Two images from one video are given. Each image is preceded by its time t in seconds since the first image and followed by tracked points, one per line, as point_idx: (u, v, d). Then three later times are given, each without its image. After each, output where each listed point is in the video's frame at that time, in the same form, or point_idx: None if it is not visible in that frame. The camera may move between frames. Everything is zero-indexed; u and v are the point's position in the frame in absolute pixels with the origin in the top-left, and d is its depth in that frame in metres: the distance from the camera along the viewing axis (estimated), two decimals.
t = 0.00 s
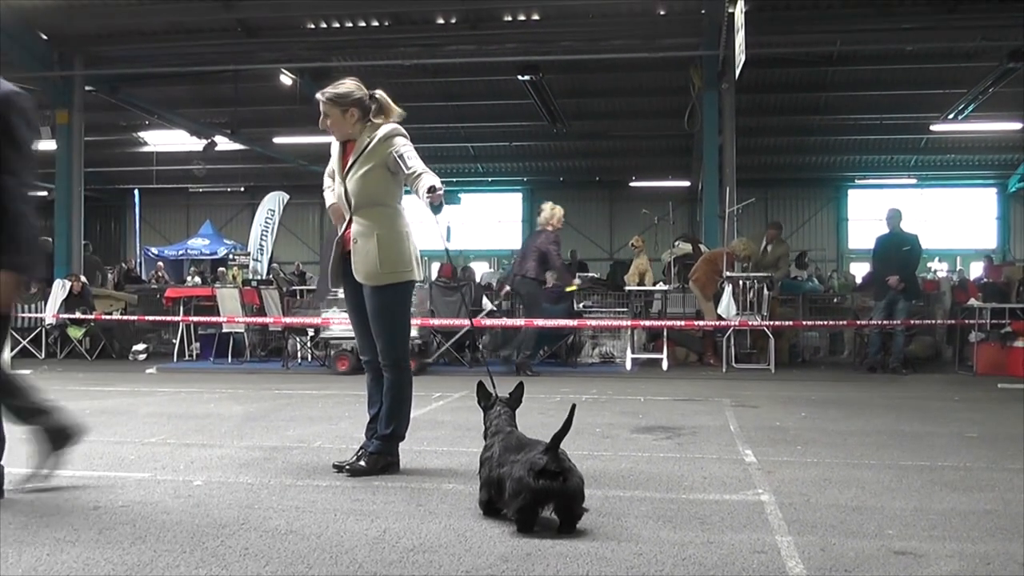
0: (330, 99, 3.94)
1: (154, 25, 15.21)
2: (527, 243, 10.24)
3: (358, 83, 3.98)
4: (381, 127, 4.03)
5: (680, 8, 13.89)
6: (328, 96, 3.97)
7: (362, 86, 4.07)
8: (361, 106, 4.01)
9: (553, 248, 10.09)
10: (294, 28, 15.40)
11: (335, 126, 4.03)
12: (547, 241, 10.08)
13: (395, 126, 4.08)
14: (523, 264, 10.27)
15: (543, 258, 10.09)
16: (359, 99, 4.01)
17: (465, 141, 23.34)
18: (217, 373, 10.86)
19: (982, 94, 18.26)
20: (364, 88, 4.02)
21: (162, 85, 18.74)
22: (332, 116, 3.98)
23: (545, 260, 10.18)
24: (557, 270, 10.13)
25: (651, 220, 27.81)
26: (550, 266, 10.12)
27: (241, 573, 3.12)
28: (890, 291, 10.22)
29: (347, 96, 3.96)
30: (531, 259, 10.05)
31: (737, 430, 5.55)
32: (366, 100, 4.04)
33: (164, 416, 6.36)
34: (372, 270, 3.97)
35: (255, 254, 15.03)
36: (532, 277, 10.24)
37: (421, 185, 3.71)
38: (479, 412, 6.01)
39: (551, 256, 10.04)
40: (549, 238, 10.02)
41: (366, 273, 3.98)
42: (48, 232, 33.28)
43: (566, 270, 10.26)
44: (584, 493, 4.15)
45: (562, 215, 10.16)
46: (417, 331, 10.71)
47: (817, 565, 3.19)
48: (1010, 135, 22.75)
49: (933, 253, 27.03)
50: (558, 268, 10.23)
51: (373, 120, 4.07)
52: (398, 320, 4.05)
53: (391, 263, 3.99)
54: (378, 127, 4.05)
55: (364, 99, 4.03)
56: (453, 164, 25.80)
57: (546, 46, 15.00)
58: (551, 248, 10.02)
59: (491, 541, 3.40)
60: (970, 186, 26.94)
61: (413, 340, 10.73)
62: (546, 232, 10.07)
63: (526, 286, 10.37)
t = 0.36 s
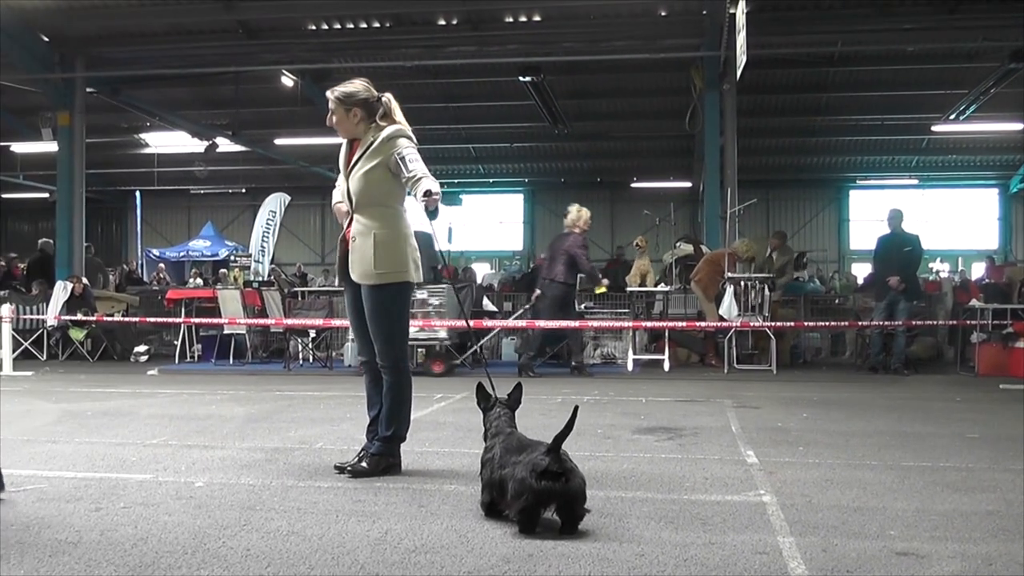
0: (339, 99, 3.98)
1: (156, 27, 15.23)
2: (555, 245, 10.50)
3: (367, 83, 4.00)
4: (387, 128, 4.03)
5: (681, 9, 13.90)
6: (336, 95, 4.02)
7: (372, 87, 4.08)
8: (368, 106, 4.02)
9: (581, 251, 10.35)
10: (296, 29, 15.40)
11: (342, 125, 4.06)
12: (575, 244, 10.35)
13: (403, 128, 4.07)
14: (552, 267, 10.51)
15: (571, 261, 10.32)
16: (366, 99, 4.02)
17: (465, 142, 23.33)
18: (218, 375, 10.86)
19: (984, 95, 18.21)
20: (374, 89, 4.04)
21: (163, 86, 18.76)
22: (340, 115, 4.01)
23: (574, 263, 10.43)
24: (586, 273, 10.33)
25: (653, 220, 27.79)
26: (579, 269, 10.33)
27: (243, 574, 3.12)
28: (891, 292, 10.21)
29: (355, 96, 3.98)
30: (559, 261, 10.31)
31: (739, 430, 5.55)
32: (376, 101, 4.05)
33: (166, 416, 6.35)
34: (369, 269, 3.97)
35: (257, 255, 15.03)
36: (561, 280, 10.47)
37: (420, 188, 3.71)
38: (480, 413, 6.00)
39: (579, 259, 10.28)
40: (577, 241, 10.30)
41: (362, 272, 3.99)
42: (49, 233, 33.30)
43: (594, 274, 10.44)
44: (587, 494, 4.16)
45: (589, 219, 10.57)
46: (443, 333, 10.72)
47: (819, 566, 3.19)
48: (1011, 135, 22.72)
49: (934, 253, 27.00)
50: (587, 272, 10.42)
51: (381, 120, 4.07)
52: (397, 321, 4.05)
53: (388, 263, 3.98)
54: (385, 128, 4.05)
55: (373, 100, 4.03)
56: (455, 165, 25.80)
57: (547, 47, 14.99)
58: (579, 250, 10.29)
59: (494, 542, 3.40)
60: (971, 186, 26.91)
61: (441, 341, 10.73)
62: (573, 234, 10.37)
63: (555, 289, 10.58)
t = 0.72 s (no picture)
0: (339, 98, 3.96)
1: (156, 28, 15.22)
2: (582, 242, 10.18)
3: (370, 85, 3.99)
4: (390, 129, 4.03)
5: (681, 9, 13.90)
6: (337, 96, 4.00)
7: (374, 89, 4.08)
8: (370, 107, 4.02)
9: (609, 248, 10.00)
10: (297, 30, 15.39)
11: (344, 126, 4.04)
12: (603, 240, 10.02)
13: (405, 129, 4.08)
14: (579, 265, 10.17)
15: (597, 257, 9.95)
16: (369, 100, 4.02)
17: (466, 142, 23.33)
18: (218, 376, 10.84)
19: (985, 95, 18.17)
20: (376, 91, 4.03)
21: (164, 88, 18.78)
22: (343, 115, 3.97)
23: (601, 260, 10.08)
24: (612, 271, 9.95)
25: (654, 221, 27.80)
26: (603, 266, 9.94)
27: None
28: (891, 292, 10.20)
29: (359, 96, 3.97)
30: (585, 257, 9.90)
31: (741, 431, 5.54)
32: (377, 102, 4.06)
33: (168, 417, 6.35)
34: (372, 270, 3.97)
35: (258, 256, 15.01)
36: (588, 277, 10.07)
37: (424, 187, 3.71)
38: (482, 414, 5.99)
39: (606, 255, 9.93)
40: (604, 236, 9.98)
41: (366, 273, 3.98)
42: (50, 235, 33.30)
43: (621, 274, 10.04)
44: (589, 494, 4.16)
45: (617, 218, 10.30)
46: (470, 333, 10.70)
47: (821, 565, 3.19)
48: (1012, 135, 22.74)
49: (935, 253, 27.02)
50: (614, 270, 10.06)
51: (382, 122, 4.08)
52: (398, 322, 4.05)
53: (392, 265, 3.98)
54: (387, 129, 4.05)
55: (375, 101, 4.04)
56: (456, 166, 25.80)
57: (548, 48, 14.98)
58: (606, 246, 9.95)
59: (495, 543, 3.40)
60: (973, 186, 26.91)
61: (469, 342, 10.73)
62: (600, 231, 10.09)
63: (584, 288, 10.18)
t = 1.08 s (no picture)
0: (335, 107, 3.90)
1: (157, 28, 15.21)
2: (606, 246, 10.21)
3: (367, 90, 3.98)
4: (389, 132, 4.04)
5: (682, 10, 13.91)
6: (330, 103, 3.95)
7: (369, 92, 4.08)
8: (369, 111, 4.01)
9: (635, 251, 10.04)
10: (298, 30, 15.39)
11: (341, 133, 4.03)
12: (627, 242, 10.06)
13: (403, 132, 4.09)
14: (606, 269, 10.16)
15: (623, 260, 9.99)
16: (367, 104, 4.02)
17: (467, 143, 23.33)
18: (217, 375, 10.82)
19: (986, 96, 18.14)
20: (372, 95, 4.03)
21: (165, 88, 18.78)
22: (343, 123, 3.93)
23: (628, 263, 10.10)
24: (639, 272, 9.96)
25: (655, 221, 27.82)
26: (629, 269, 9.97)
27: None
28: (890, 292, 10.19)
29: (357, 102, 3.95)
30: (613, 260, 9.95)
31: (742, 431, 5.54)
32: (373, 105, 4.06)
33: (170, 418, 6.36)
34: (377, 270, 3.97)
35: (259, 256, 15.01)
36: (617, 281, 10.06)
37: (427, 187, 3.71)
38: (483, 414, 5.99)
39: (631, 256, 9.96)
40: (630, 239, 10.03)
41: (371, 275, 3.98)
42: (50, 235, 33.31)
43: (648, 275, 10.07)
44: (589, 495, 4.15)
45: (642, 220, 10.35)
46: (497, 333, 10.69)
47: (822, 566, 3.19)
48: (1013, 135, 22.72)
49: (937, 254, 27.00)
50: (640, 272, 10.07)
51: (378, 125, 4.08)
52: (399, 322, 4.05)
53: (397, 265, 3.98)
54: (387, 132, 4.06)
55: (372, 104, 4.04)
56: (457, 166, 25.80)
57: (549, 48, 14.97)
58: (632, 248, 9.98)
59: (496, 543, 3.40)
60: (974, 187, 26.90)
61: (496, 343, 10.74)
62: (625, 234, 10.12)
63: (612, 293, 10.13)
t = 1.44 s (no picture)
0: (325, 109, 3.90)
1: (157, 28, 15.20)
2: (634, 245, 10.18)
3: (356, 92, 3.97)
4: (380, 134, 4.03)
5: (682, 10, 13.91)
6: (321, 105, 3.96)
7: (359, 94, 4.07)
8: (360, 113, 4.00)
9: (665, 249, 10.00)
10: (298, 30, 15.38)
11: (331, 135, 4.02)
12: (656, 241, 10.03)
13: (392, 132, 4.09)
14: (635, 268, 10.16)
15: (653, 258, 9.96)
16: (357, 105, 4.01)
17: (467, 143, 23.32)
18: (217, 375, 10.81)
19: (986, 96, 18.12)
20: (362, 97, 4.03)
21: (165, 88, 18.78)
22: (333, 126, 3.93)
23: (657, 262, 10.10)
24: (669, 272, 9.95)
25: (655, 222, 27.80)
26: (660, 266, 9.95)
27: None
28: (888, 292, 10.19)
29: (346, 105, 3.94)
30: (642, 260, 9.95)
31: (742, 432, 5.53)
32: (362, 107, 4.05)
33: (169, 418, 6.36)
34: (370, 270, 3.98)
35: (259, 256, 15.00)
36: (647, 280, 10.09)
37: (418, 187, 3.70)
38: (482, 415, 5.98)
39: (662, 256, 9.93)
40: (659, 238, 9.98)
41: (365, 276, 3.98)
42: (50, 235, 33.31)
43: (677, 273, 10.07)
44: (589, 495, 4.15)
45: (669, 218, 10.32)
46: (522, 334, 10.66)
47: (821, 566, 3.19)
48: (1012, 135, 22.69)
49: (936, 254, 26.98)
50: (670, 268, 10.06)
51: (369, 126, 4.07)
52: (398, 321, 4.05)
53: (391, 266, 3.98)
54: (378, 133, 4.05)
55: (362, 106, 4.03)
56: (458, 166, 25.79)
57: (549, 48, 14.97)
58: (662, 248, 9.94)
59: (496, 543, 3.40)
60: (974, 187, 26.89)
61: (520, 343, 10.72)
62: (653, 233, 10.10)
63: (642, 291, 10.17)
